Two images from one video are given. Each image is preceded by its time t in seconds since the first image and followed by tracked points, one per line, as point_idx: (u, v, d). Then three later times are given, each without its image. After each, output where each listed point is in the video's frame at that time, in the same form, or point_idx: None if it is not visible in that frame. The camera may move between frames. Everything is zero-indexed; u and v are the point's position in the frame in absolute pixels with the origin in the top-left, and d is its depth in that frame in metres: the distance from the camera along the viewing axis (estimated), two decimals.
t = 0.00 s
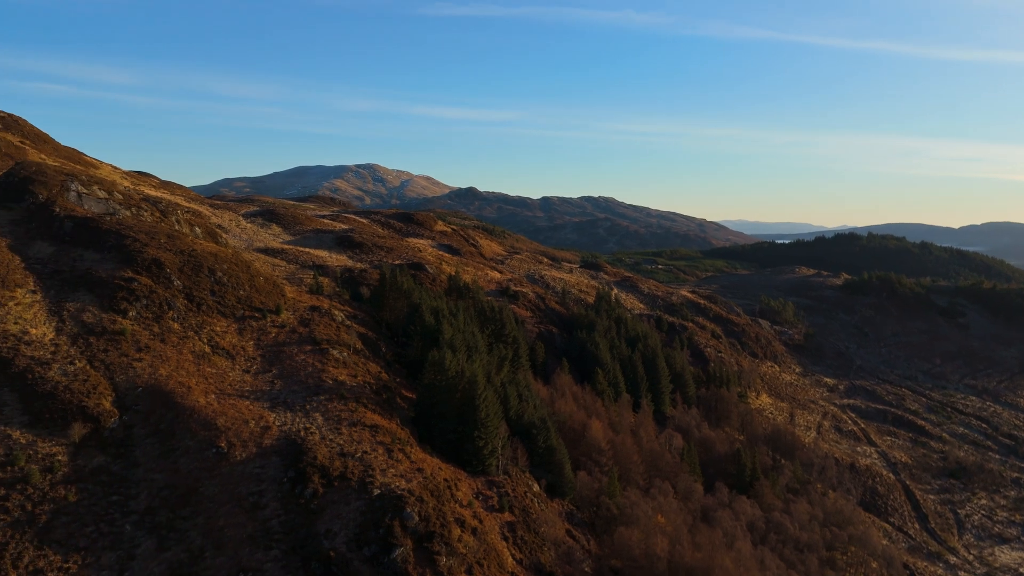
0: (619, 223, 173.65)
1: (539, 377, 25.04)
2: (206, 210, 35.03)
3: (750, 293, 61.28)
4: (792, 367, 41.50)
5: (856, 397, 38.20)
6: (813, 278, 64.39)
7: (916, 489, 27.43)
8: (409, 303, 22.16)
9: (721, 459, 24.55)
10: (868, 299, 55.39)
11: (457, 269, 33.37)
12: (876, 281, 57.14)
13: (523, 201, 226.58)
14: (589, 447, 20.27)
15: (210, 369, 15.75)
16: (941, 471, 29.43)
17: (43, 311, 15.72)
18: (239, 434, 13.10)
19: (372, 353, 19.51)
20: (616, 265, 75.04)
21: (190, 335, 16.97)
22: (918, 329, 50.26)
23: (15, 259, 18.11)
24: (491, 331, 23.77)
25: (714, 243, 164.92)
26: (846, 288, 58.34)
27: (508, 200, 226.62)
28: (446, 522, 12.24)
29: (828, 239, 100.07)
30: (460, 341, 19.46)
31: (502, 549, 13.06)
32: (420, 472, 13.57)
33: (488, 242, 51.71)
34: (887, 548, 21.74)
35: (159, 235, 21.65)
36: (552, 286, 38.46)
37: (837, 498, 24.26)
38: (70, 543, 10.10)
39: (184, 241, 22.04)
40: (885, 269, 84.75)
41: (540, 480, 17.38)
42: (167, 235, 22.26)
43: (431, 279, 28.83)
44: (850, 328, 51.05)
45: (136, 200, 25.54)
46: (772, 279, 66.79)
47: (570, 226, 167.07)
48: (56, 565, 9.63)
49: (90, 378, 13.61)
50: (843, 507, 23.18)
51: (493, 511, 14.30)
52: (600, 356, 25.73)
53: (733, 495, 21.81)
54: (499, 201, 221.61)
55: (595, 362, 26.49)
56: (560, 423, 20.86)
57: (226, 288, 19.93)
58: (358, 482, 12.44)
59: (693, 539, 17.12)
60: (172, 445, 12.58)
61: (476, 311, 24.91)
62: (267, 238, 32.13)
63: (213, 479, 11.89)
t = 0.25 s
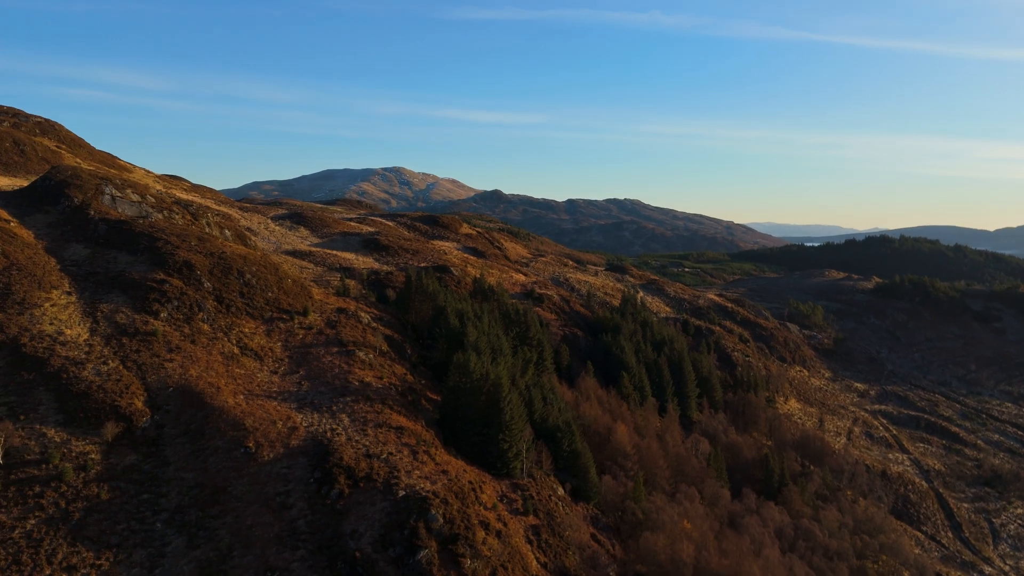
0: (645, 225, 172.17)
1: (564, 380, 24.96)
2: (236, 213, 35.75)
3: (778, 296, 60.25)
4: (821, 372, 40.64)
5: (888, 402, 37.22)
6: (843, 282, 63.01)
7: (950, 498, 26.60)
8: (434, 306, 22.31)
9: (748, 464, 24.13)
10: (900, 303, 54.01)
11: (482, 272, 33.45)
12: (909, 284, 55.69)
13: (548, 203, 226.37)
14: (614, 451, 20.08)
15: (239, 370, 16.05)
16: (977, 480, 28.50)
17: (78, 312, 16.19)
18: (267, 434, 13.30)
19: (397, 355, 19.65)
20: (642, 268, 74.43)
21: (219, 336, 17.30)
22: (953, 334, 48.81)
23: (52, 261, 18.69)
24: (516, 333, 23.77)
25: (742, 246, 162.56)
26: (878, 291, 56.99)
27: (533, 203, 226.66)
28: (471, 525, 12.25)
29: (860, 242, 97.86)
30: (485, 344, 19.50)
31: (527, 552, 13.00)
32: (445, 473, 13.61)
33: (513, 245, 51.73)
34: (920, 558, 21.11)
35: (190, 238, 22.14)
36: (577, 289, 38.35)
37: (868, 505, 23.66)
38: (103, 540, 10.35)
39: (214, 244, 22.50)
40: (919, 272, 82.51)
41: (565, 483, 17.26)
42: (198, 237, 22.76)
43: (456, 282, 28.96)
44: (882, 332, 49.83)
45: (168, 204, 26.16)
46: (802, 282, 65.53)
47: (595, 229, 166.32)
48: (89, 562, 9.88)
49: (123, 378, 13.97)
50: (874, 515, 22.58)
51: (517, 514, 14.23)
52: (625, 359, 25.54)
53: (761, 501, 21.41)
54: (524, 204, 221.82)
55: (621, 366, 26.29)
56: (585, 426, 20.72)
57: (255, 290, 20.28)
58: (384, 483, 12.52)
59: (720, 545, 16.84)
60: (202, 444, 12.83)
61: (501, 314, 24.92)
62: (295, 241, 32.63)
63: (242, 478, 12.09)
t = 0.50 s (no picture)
0: (671, 231, 170.63)
1: (589, 386, 24.81)
2: (266, 219, 36.43)
3: (808, 303, 59.09)
4: (853, 380, 39.68)
5: (922, 412, 36.17)
6: (875, 288, 61.55)
7: (987, 511, 25.71)
8: (459, 311, 22.41)
9: (776, 473, 23.64)
10: (935, 310, 52.52)
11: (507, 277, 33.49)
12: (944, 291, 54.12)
13: (573, 209, 225.98)
14: (640, 458, 19.84)
15: (267, 374, 16.30)
16: (1016, 493, 27.49)
17: (113, 317, 16.63)
18: (294, 438, 13.46)
19: (422, 360, 19.76)
20: (668, 274, 73.72)
21: (248, 341, 17.61)
22: (991, 343, 47.25)
23: (88, 267, 19.25)
24: (540, 339, 23.71)
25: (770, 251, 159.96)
26: (911, 298, 55.52)
27: (558, 209, 226.48)
28: (495, 531, 12.20)
29: (893, 247, 95.47)
30: (510, 349, 19.49)
31: (551, 559, 12.89)
32: (470, 479, 13.61)
33: (538, 251, 51.69)
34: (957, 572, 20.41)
35: (220, 244, 22.61)
36: (602, 295, 38.15)
37: (901, 517, 22.98)
38: (134, 541, 10.58)
39: (244, 249, 22.93)
40: (955, 279, 80.13)
41: (590, 490, 17.09)
42: (228, 243, 23.23)
43: (481, 287, 29.04)
44: (916, 340, 48.48)
45: (199, 210, 26.77)
46: (832, 289, 64.18)
47: (620, 234, 165.39)
48: (121, 562, 10.11)
49: (155, 381, 14.30)
50: (907, 526, 21.92)
51: (542, 520, 14.14)
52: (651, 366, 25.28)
53: (790, 510, 20.94)
54: (549, 210, 221.79)
55: (646, 372, 26.01)
56: (610, 432, 20.52)
57: (283, 295, 20.60)
58: (409, 487, 12.56)
59: (748, 556, 16.50)
60: (231, 447, 13.05)
61: (525, 319, 24.88)
62: (323, 247, 33.11)
63: (269, 481, 12.25)
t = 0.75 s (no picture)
0: (698, 234, 168.74)
1: (615, 391, 24.63)
2: (294, 223, 37.04)
3: (838, 307, 57.86)
4: (885, 386, 38.69)
5: (957, 420, 35.10)
6: (908, 293, 60.00)
7: None
8: (484, 315, 22.46)
9: (806, 481, 23.15)
10: (971, 315, 50.97)
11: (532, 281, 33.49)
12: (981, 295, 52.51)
13: (599, 212, 225.13)
14: (666, 463, 19.59)
15: (294, 377, 16.53)
16: None
17: (145, 319, 17.04)
18: (320, 440, 13.62)
19: (447, 363, 19.83)
20: (695, 278, 72.90)
21: (276, 343, 17.89)
22: None
23: (122, 270, 19.78)
24: (566, 343, 23.62)
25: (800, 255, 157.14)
26: (946, 303, 54.00)
27: (584, 212, 225.88)
28: (520, 535, 12.16)
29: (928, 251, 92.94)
30: (534, 353, 19.46)
31: (577, 564, 12.79)
32: (495, 483, 13.61)
33: (563, 254, 51.55)
34: None
35: (249, 247, 23.04)
36: (628, 299, 37.89)
37: (935, 527, 22.31)
38: (164, 540, 10.80)
39: (272, 253, 23.34)
40: (993, 283, 77.66)
41: (616, 495, 16.92)
42: (257, 247, 23.66)
43: (506, 291, 29.07)
44: (951, 346, 47.11)
45: (229, 214, 27.33)
46: (863, 293, 62.74)
47: (646, 238, 164.14)
48: (151, 560, 10.33)
49: (185, 383, 14.61)
50: (942, 536, 21.27)
51: (567, 525, 14.04)
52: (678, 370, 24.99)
53: (819, 518, 20.48)
54: (574, 213, 221.32)
55: (673, 377, 25.70)
56: (636, 437, 20.30)
57: (311, 298, 20.89)
58: (434, 491, 12.60)
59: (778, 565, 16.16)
60: (259, 449, 13.26)
61: (551, 323, 24.81)
62: (350, 250, 33.51)
63: (296, 483, 12.40)
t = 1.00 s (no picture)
0: (726, 237, 166.47)
1: (641, 395, 24.41)
2: (322, 226, 37.58)
3: (870, 311, 56.51)
4: (919, 392, 37.64)
5: (994, 428, 33.99)
6: (943, 297, 58.35)
7: None
8: (510, 317, 22.48)
9: (836, 488, 22.63)
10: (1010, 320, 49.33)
11: (557, 284, 33.41)
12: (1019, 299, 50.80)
13: (625, 215, 223.74)
14: (693, 468, 19.31)
15: (322, 378, 16.74)
16: None
17: (177, 320, 17.44)
18: (347, 441, 13.77)
19: (472, 365, 19.88)
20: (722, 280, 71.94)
21: (305, 345, 18.15)
22: None
23: (155, 272, 20.28)
24: (591, 346, 23.48)
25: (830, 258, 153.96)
26: (982, 307, 52.36)
27: (609, 215, 224.74)
28: (545, 539, 12.11)
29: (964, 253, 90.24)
30: (560, 356, 19.39)
31: (602, 568, 12.68)
32: (520, 485, 13.58)
33: (588, 257, 51.34)
34: None
35: (278, 250, 23.44)
36: (654, 302, 37.55)
37: (971, 536, 21.62)
38: (194, 538, 11.02)
39: (301, 255, 23.71)
40: None
41: (642, 500, 16.72)
42: (286, 249, 24.06)
43: (531, 293, 29.06)
44: (988, 352, 45.64)
45: (259, 217, 27.85)
46: (896, 297, 61.18)
47: (673, 240, 162.56)
48: (182, 558, 10.55)
49: (215, 383, 14.90)
50: (978, 546, 20.60)
51: (592, 529, 13.91)
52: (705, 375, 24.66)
53: (850, 525, 19.98)
54: (600, 216, 220.33)
55: (700, 382, 25.36)
56: (663, 442, 20.06)
57: (338, 301, 21.15)
58: (459, 492, 12.63)
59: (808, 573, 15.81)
60: (287, 449, 13.44)
61: (576, 326, 24.70)
62: (377, 253, 33.85)
63: (323, 483, 12.55)
